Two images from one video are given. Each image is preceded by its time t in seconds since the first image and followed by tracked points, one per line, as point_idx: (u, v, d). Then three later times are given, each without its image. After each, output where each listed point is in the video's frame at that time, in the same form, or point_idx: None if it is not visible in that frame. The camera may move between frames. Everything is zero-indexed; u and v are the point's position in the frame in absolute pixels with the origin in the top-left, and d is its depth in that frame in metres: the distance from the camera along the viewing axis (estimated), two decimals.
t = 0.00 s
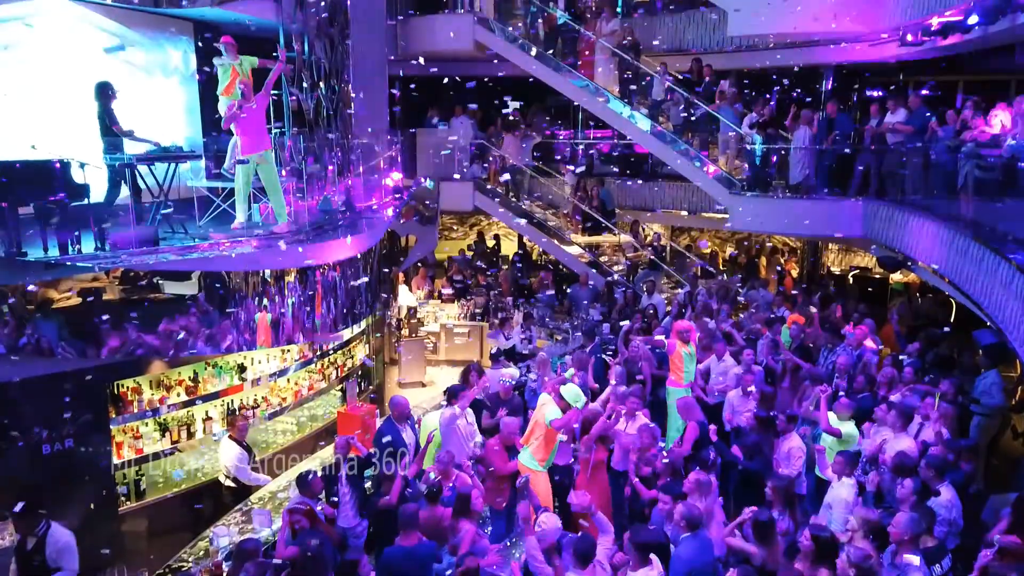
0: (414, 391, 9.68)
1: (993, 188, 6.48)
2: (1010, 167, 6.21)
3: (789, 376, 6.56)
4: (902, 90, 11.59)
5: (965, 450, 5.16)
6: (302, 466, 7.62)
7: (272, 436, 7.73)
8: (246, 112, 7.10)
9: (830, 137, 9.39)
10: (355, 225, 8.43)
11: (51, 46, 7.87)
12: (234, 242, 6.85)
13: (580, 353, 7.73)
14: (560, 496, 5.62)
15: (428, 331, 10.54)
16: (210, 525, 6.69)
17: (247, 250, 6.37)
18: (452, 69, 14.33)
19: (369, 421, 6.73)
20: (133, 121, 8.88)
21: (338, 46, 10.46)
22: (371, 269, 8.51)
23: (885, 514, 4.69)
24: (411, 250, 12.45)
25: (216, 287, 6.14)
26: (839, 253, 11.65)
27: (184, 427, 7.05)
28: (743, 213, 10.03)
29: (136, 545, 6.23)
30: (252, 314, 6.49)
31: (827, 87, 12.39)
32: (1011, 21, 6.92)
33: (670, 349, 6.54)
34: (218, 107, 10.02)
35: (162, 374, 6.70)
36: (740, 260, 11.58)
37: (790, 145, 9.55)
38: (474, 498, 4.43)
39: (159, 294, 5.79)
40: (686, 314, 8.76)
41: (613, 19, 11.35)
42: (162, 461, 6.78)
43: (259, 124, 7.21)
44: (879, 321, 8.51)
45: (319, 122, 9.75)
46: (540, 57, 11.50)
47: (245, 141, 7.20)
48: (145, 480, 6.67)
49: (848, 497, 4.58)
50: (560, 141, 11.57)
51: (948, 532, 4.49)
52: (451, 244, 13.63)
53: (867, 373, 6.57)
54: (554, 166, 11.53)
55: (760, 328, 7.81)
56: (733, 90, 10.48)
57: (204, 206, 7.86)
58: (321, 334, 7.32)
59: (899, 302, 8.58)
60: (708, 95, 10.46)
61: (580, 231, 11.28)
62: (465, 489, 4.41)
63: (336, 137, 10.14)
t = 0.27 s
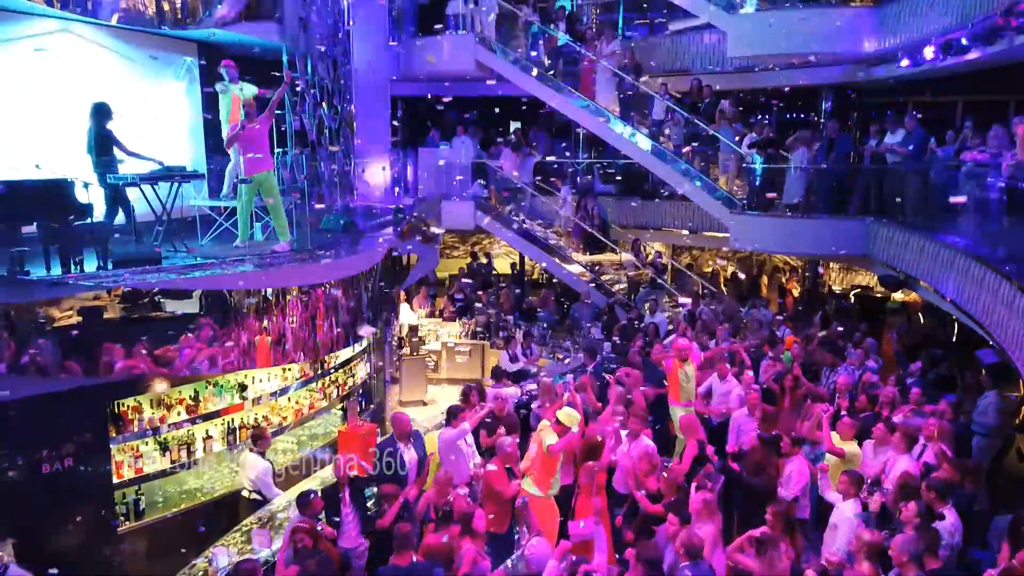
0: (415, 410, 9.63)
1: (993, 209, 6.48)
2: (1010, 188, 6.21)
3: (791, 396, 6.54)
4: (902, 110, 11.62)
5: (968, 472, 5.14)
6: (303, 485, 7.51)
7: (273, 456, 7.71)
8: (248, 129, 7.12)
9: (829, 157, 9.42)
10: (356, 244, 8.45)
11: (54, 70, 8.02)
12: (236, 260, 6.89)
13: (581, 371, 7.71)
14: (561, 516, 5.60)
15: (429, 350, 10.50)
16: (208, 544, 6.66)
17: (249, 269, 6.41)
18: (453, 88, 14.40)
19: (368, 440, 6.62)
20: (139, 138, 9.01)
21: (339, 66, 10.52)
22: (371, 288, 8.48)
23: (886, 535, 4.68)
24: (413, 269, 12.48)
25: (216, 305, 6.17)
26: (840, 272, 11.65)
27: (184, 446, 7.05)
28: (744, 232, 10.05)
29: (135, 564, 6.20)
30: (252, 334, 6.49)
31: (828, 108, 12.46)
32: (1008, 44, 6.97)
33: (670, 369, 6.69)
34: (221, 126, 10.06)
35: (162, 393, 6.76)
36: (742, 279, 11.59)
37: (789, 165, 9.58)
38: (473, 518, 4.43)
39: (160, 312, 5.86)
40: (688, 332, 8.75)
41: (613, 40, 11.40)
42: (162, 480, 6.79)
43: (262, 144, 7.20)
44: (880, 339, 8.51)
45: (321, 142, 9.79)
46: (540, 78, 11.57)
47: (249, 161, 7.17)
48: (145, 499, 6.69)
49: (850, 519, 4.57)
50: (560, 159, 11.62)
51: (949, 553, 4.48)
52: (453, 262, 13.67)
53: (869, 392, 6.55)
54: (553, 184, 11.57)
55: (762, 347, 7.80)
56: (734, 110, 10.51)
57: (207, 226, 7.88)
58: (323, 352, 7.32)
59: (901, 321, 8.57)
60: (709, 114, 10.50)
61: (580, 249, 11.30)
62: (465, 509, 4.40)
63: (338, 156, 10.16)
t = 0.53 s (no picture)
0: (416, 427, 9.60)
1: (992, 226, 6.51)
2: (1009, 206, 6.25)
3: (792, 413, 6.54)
4: (901, 129, 11.68)
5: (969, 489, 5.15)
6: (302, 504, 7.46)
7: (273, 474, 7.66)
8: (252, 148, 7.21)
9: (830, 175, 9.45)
10: (358, 260, 8.47)
11: (56, 88, 8.15)
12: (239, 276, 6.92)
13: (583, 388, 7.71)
14: (563, 534, 5.56)
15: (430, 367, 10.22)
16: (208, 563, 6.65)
17: (250, 285, 6.43)
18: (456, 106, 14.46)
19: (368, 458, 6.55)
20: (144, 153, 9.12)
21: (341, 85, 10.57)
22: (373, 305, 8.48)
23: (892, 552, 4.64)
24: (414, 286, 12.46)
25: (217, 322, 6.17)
26: (842, 289, 11.64)
27: (184, 464, 7.01)
28: (745, 249, 10.07)
29: None
30: (254, 350, 6.52)
31: (828, 126, 12.49)
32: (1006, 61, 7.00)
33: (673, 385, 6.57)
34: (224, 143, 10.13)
35: (163, 410, 6.80)
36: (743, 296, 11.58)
37: (789, 183, 9.60)
38: (476, 533, 4.40)
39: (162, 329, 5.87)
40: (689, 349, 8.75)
41: (614, 59, 11.48)
42: (161, 498, 6.78)
43: (265, 163, 7.29)
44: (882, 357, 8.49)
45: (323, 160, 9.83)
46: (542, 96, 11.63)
47: (251, 178, 7.25)
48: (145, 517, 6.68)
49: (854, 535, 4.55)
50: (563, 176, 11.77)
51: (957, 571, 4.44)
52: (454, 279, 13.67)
53: (871, 410, 6.53)
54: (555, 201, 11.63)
55: (763, 364, 7.80)
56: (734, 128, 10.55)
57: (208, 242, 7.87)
58: (323, 370, 7.31)
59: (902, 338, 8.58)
60: (709, 132, 10.54)
61: (580, 265, 11.29)
62: (468, 525, 4.37)
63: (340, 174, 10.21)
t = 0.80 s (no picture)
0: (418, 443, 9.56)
1: (995, 243, 6.52)
2: (1011, 223, 6.26)
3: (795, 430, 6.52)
4: (904, 146, 11.71)
5: (973, 507, 5.13)
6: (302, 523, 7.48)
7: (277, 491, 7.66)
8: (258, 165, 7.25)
9: (832, 192, 9.47)
10: (362, 278, 8.50)
11: (57, 105, 8.20)
12: (243, 292, 6.94)
13: (586, 405, 7.70)
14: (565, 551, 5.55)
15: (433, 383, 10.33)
16: None
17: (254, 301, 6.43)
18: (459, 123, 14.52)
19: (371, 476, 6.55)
20: (148, 167, 9.17)
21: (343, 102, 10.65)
22: (375, 321, 8.47)
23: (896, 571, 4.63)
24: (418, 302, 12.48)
25: (220, 337, 6.18)
26: (845, 305, 11.63)
27: (186, 481, 6.93)
28: (747, 266, 10.08)
29: None
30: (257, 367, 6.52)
31: (830, 143, 12.54)
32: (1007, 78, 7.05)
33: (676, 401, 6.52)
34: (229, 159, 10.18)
35: (165, 426, 6.62)
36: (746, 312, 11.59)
37: (791, 200, 9.62)
38: (478, 552, 4.41)
39: (164, 345, 5.84)
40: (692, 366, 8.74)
41: (616, 76, 11.54)
42: (163, 515, 6.76)
43: (271, 181, 7.32)
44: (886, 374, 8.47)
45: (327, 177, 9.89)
46: (544, 113, 11.68)
47: (255, 196, 7.29)
48: (146, 534, 6.60)
49: (857, 553, 4.55)
50: (567, 192, 11.78)
51: None
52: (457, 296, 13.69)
53: (876, 428, 6.51)
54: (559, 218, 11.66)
55: (766, 381, 7.79)
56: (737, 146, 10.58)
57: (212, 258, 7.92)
58: (326, 386, 7.32)
59: (905, 355, 8.56)
60: (712, 149, 10.57)
61: (585, 282, 11.26)
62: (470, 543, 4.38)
63: (344, 190, 10.25)
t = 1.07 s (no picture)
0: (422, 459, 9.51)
1: (1004, 259, 6.48)
2: (1020, 239, 6.23)
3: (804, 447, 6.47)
4: (910, 161, 11.71)
5: (985, 525, 5.07)
6: (310, 537, 7.28)
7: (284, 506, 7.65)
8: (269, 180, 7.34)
9: (838, 208, 9.46)
10: (368, 293, 8.51)
11: (64, 122, 8.25)
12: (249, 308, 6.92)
13: (593, 420, 7.66)
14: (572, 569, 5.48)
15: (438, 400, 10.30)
16: None
17: (260, 316, 6.43)
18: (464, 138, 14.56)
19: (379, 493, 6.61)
20: (154, 182, 9.20)
21: (349, 118, 10.71)
22: (381, 336, 8.45)
23: None
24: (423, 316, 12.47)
25: (226, 352, 6.18)
26: (853, 320, 11.58)
27: (191, 496, 7.00)
28: (754, 282, 10.06)
29: None
30: (264, 382, 6.50)
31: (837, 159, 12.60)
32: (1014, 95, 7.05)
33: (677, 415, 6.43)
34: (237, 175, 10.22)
35: (170, 441, 6.79)
36: (753, 327, 11.56)
37: (799, 215, 9.60)
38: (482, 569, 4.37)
39: (169, 359, 5.86)
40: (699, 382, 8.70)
41: (622, 93, 11.57)
42: (167, 531, 6.76)
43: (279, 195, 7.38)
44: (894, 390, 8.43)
45: (334, 193, 9.93)
46: (549, 128, 11.71)
47: (263, 212, 7.30)
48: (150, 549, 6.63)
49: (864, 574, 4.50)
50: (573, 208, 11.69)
51: None
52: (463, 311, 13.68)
53: (884, 445, 6.47)
54: (565, 233, 11.61)
55: (774, 397, 7.74)
56: (743, 161, 10.57)
57: (218, 273, 7.93)
58: (332, 401, 7.31)
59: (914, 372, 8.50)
60: (718, 165, 10.58)
61: (589, 297, 11.22)
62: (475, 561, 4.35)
63: (351, 206, 10.27)
